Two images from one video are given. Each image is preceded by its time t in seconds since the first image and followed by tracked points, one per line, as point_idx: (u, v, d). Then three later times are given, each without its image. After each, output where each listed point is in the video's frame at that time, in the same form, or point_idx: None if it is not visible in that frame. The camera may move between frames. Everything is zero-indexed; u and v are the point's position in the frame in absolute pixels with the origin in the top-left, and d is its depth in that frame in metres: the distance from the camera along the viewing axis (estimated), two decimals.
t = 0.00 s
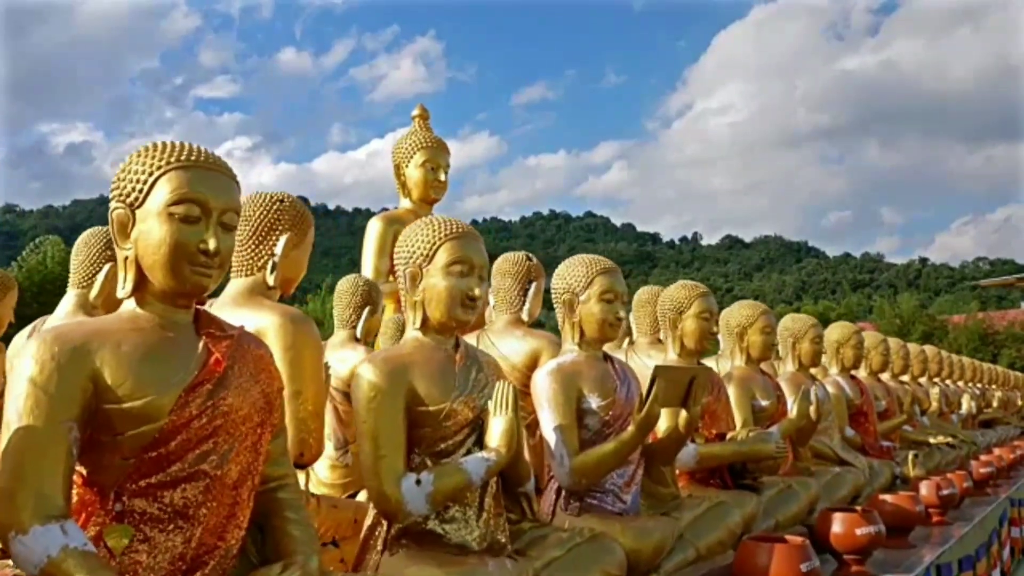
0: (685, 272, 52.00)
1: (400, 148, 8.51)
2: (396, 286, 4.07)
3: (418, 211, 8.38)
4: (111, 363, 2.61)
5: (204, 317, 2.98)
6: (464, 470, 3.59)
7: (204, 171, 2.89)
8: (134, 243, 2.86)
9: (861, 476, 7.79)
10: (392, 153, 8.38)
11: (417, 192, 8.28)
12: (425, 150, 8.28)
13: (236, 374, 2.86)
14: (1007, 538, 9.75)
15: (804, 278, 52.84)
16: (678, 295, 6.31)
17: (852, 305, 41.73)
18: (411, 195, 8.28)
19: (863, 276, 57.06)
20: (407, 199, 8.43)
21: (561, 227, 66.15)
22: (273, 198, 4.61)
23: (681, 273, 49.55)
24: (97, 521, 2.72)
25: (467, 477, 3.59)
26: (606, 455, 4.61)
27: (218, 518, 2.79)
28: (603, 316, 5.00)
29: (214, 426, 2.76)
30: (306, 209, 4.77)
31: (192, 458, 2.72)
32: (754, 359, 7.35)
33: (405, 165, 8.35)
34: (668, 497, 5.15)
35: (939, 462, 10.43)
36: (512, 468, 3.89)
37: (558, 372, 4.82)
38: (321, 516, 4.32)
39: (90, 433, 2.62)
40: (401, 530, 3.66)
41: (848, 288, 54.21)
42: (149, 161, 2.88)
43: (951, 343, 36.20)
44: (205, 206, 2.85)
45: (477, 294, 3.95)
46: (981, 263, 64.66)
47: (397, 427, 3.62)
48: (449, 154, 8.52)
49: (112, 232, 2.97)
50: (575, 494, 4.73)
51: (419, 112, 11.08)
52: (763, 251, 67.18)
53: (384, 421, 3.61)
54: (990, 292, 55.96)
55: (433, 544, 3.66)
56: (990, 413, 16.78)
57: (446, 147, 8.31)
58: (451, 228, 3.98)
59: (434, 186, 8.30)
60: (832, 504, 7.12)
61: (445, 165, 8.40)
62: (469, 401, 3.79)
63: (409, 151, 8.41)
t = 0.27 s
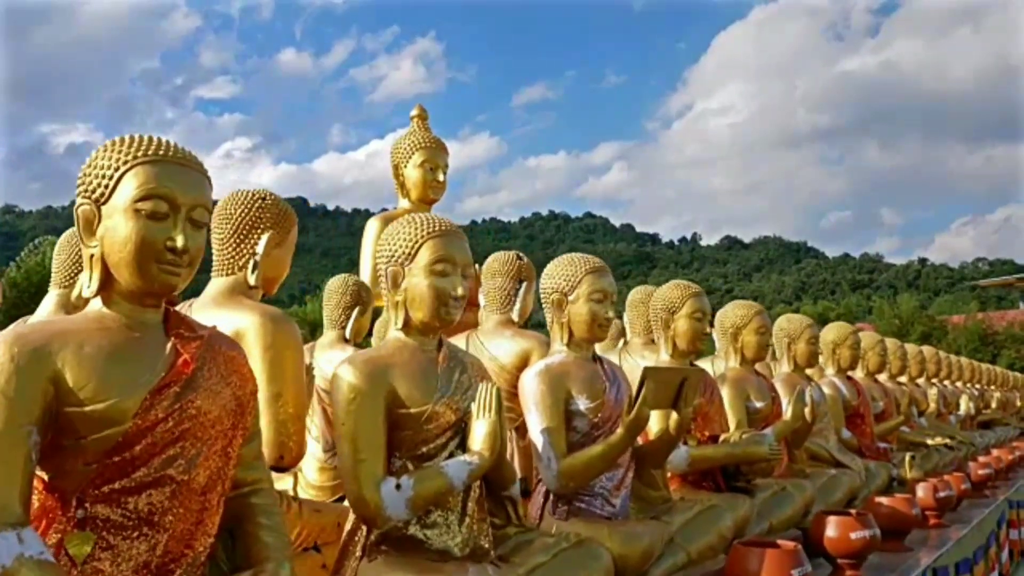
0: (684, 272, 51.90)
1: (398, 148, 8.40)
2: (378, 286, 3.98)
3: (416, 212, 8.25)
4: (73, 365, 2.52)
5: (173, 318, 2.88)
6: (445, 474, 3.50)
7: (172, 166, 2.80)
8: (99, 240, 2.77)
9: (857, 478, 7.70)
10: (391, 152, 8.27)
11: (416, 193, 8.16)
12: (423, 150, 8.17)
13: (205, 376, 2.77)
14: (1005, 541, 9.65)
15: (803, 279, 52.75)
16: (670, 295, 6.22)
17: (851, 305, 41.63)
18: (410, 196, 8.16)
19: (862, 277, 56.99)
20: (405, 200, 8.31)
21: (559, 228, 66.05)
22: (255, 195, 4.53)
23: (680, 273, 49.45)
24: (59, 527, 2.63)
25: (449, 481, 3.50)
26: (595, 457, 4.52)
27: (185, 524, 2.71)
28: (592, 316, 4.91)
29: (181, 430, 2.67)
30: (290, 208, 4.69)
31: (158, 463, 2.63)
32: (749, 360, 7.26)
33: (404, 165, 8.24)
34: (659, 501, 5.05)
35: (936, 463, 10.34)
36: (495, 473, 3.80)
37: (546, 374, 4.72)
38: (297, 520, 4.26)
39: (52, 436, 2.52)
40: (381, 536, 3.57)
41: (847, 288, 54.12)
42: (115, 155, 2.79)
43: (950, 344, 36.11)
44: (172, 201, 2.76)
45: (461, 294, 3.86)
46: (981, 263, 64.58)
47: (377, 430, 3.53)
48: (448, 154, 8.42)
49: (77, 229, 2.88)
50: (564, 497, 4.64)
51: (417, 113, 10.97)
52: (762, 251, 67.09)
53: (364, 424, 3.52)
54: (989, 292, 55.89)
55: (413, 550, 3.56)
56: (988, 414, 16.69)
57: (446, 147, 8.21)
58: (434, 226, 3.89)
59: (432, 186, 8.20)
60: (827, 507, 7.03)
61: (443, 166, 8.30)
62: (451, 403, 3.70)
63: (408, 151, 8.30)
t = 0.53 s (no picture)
0: (683, 271, 51.76)
1: (397, 147, 8.20)
2: (351, 283, 3.87)
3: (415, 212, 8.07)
4: (14, 368, 2.46)
5: (129, 316, 2.76)
6: (416, 478, 3.39)
7: (125, 159, 2.69)
8: (48, 236, 2.65)
9: (851, 479, 7.58)
10: (390, 152, 8.07)
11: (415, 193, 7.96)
12: (424, 149, 7.94)
13: (160, 377, 2.66)
14: (1002, 542, 9.53)
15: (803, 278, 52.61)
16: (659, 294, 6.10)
17: (851, 304, 41.50)
18: (409, 196, 7.96)
19: (862, 276, 56.86)
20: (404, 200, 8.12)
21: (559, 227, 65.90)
22: (228, 191, 4.42)
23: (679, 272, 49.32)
24: None
25: (420, 486, 3.39)
26: (576, 460, 4.41)
27: (134, 533, 2.60)
28: (576, 315, 4.79)
29: (132, 434, 2.56)
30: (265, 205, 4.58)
31: (106, 468, 2.53)
32: (740, 359, 7.14)
33: (403, 164, 8.03)
34: (645, 504, 4.92)
35: (933, 464, 10.22)
36: (470, 477, 3.69)
37: (527, 374, 4.60)
38: (254, 522, 4.10)
39: None
40: (351, 541, 3.46)
41: (846, 287, 53.99)
42: (65, 147, 2.68)
43: (950, 343, 35.98)
44: (123, 196, 2.64)
45: (435, 292, 3.74)
46: (981, 262, 64.44)
47: (346, 433, 3.42)
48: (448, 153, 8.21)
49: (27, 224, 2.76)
50: (546, 500, 4.53)
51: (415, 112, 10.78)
52: (762, 250, 66.95)
53: (332, 426, 3.41)
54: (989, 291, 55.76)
55: (384, 557, 3.46)
56: (987, 413, 16.57)
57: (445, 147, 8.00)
58: (407, 222, 3.77)
59: (431, 186, 8.03)
60: (819, 509, 6.91)
61: (443, 165, 8.10)
62: (425, 405, 3.58)
63: (407, 150, 8.10)
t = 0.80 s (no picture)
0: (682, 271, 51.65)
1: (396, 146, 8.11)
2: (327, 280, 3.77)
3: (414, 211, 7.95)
4: None
5: (87, 314, 2.66)
6: (391, 482, 3.28)
7: (81, 151, 2.60)
8: None
9: (845, 480, 7.48)
10: (389, 150, 7.96)
11: (413, 191, 7.86)
12: (422, 148, 7.85)
13: (117, 378, 2.56)
14: (999, 544, 9.43)
15: (801, 278, 52.49)
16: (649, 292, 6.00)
17: (850, 304, 41.38)
18: (407, 194, 7.85)
19: (861, 275, 56.76)
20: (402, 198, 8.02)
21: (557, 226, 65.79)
22: (205, 186, 4.33)
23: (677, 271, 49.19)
24: None
25: (395, 489, 3.28)
26: (560, 462, 4.30)
27: (87, 540, 2.51)
28: (561, 314, 4.69)
29: (87, 436, 2.47)
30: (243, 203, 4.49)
31: (58, 472, 2.43)
32: (733, 359, 7.04)
33: (401, 163, 7.92)
34: (632, 506, 4.81)
35: (929, 465, 10.12)
36: (448, 480, 3.58)
37: (511, 374, 4.50)
38: (215, 528, 3.96)
39: None
40: (324, 545, 3.36)
41: (846, 287, 53.87)
42: (19, 139, 2.59)
43: (949, 343, 35.86)
44: (78, 188, 2.54)
45: (412, 289, 3.65)
46: (980, 261, 64.34)
47: (319, 434, 3.33)
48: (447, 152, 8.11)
49: None
50: (530, 503, 4.43)
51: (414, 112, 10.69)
52: (761, 250, 66.83)
53: (304, 428, 3.31)
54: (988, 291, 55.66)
55: (357, 562, 3.36)
56: (985, 414, 16.46)
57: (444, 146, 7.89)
58: (384, 218, 3.68)
59: (430, 185, 7.91)
60: (812, 510, 6.81)
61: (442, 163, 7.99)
62: (401, 405, 3.47)
63: (406, 149, 8.00)
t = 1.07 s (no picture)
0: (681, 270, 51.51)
1: (393, 145, 7.87)
2: (303, 273, 3.66)
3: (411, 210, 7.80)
4: None
5: (43, 305, 2.55)
6: (365, 482, 3.17)
7: (35, 134, 2.48)
8: None
9: (841, 480, 7.37)
10: (386, 150, 7.73)
11: (411, 190, 7.65)
12: (420, 147, 7.62)
13: (72, 371, 2.45)
14: (998, 545, 9.32)
15: (801, 277, 52.36)
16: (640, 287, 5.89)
17: (849, 304, 41.25)
18: (405, 194, 7.66)
19: (860, 275, 56.65)
20: (400, 198, 7.81)
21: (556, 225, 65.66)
22: (179, 178, 4.23)
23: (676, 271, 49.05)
24: None
25: (369, 490, 3.17)
26: (545, 462, 4.19)
27: (39, 541, 2.40)
28: (548, 310, 4.57)
29: (38, 433, 2.36)
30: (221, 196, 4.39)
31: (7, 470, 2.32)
32: (727, 357, 6.93)
33: (399, 162, 7.70)
34: (621, 506, 4.70)
35: (927, 465, 10.01)
36: (426, 479, 3.47)
37: (495, 371, 4.39)
38: (184, 529, 3.87)
39: None
40: (296, 547, 3.25)
41: (845, 286, 53.75)
42: None
43: (948, 343, 35.74)
44: (31, 173, 2.43)
45: (390, 283, 3.53)
46: (979, 261, 64.21)
47: (291, 433, 3.21)
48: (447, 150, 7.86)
49: None
50: (514, 503, 4.32)
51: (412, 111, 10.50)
52: (760, 249, 66.70)
53: (275, 426, 3.20)
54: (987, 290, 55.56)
55: (330, 564, 3.25)
56: (984, 413, 16.34)
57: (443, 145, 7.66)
58: (361, 209, 3.56)
59: (428, 184, 7.66)
60: (807, 511, 6.70)
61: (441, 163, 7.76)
62: (378, 402, 3.35)
63: (403, 148, 7.76)
